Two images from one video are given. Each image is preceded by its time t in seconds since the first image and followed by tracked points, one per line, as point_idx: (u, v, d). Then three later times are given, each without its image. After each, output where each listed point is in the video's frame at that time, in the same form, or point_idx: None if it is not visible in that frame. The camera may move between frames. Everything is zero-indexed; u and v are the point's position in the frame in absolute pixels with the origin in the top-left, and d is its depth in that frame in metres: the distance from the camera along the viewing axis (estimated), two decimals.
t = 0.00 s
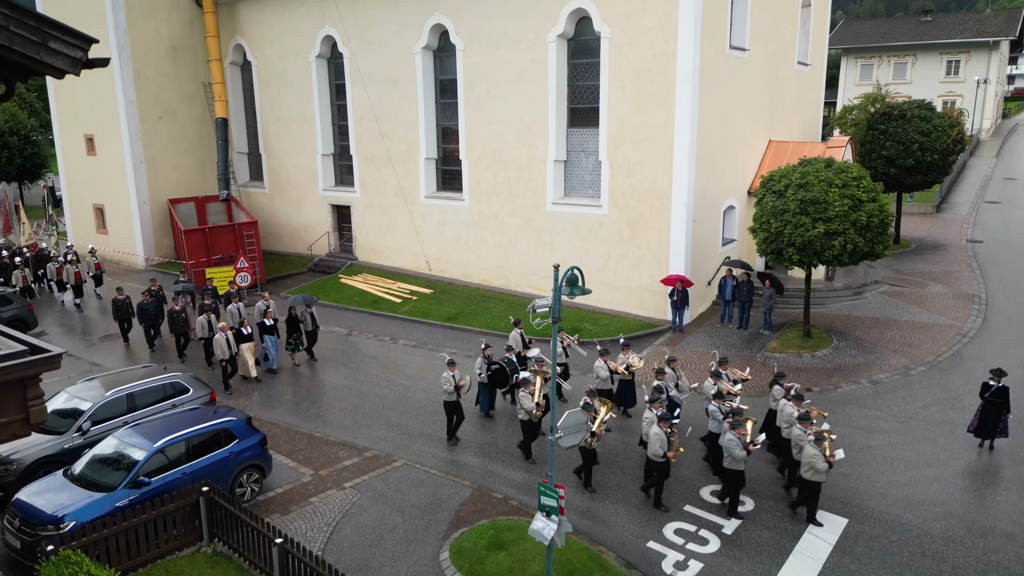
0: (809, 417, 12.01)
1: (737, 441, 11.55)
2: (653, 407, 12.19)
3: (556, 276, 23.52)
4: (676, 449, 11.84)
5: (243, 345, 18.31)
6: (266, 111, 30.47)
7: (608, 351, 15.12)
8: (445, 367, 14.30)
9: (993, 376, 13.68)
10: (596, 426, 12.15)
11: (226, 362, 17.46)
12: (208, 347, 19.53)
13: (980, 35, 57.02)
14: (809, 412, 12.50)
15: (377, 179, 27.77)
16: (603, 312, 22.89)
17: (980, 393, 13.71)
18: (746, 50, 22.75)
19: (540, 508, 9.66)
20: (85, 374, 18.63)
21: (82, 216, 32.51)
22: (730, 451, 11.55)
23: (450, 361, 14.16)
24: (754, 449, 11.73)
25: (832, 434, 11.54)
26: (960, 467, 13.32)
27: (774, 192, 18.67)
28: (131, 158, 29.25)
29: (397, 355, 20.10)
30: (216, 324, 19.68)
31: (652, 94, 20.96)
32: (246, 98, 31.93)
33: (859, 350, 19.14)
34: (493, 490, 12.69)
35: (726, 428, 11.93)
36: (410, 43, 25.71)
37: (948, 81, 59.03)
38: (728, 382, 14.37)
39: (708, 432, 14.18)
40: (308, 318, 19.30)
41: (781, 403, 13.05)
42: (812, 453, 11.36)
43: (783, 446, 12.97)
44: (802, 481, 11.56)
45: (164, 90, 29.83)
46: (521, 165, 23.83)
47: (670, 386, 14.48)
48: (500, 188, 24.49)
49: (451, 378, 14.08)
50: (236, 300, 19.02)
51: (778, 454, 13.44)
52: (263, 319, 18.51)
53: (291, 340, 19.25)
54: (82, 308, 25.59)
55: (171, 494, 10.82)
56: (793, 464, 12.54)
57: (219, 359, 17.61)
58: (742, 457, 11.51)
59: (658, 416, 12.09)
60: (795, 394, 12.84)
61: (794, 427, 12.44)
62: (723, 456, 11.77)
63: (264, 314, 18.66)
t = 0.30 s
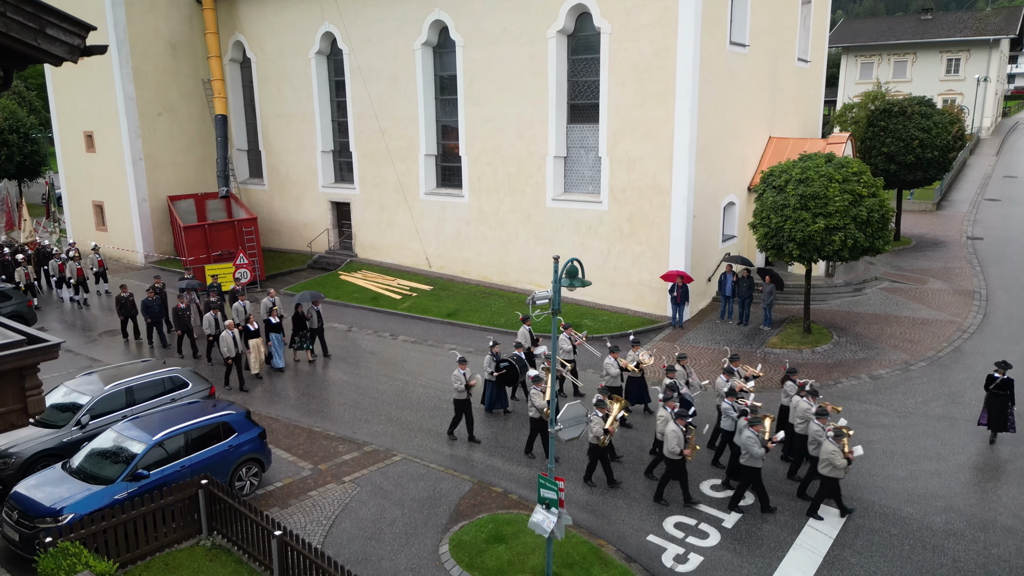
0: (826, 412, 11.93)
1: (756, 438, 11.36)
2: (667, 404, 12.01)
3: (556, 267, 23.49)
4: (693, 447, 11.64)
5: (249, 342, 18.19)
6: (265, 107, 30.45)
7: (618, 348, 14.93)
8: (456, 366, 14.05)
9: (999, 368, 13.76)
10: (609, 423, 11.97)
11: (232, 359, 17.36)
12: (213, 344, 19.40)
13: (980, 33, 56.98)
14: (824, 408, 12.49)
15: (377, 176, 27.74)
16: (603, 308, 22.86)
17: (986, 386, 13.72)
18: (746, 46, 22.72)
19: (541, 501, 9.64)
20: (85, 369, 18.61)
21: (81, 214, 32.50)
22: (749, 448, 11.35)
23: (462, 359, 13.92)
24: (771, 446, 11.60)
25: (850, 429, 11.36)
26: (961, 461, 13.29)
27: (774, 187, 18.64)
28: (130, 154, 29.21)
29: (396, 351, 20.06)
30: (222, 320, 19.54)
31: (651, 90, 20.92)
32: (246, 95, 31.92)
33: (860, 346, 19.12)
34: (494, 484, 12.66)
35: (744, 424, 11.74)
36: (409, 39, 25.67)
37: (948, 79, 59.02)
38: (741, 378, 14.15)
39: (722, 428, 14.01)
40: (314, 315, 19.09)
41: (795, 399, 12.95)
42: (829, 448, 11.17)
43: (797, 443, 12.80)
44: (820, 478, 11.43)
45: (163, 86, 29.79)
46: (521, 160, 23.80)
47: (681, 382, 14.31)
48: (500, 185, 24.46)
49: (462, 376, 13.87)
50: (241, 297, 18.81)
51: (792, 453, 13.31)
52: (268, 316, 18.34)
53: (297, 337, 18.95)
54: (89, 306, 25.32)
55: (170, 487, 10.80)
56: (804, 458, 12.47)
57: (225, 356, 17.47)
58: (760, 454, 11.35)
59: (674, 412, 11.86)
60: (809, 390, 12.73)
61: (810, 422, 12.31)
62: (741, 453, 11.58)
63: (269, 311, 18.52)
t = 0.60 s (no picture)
0: (843, 408, 11.98)
1: (774, 436, 11.51)
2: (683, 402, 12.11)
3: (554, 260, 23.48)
4: (711, 445, 11.71)
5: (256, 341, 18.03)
6: (265, 106, 30.43)
7: (629, 345, 15.00)
8: (466, 363, 14.12)
9: (1003, 360, 13.99)
10: (624, 422, 12.08)
11: (239, 358, 17.14)
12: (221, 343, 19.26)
13: (980, 32, 56.91)
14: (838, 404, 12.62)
15: (376, 174, 27.72)
16: (603, 306, 22.84)
17: (991, 377, 13.95)
18: (746, 43, 22.69)
19: (540, 497, 9.59)
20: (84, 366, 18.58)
21: (81, 212, 32.47)
22: (768, 446, 11.48)
23: (472, 356, 13.96)
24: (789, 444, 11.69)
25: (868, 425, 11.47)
26: (961, 458, 13.25)
27: (774, 184, 18.62)
28: (130, 152, 29.18)
29: (396, 348, 20.02)
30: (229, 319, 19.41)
31: (651, 87, 20.89)
32: (245, 93, 31.91)
33: (860, 343, 19.09)
34: (494, 480, 12.64)
35: (762, 422, 11.82)
36: (409, 37, 25.65)
37: (948, 79, 59.01)
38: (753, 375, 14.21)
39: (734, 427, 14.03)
40: (322, 314, 19.01)
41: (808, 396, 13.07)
42: (849, 444, 11.27)
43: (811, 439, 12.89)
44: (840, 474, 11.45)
45: (163, 84, 29.76)
46: (521, 158, 23.77)
47: (693, 380, 14.35)
48: (500, 182, 24.43)
49: (472, 374, 13.93)
50: (247, 295, 18.68)
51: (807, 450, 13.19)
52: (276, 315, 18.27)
53: (305, 336, 18.91)
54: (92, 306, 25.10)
55: (169, 483, 10.78)
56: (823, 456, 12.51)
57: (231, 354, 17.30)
58: (779, 452, 11.46)
59: (691, 411, 11.91)
60: (824, 387, 12.87)
61: (826, 418, 12.43)
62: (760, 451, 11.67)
63: (277, 309, 18.47)
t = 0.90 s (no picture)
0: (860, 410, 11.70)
1: (792, 438, 11.17)
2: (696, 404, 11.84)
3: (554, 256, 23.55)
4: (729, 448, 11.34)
5: (263, 341, 17.90)
6: (265, 105, 30.42)
7: (638, 346, 14.74)
8: (476, 365, 13.80)
9: (1009, 356, 13.99)
10: (638, 424, 11.75)
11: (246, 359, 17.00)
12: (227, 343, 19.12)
13: (980, 32, 56.86)
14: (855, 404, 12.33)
15: (376, 173, 27.71)
16: (603, 304, 22.82)
17: (995, 373, 14.00)
18: (746, 42, 22.67)
19: (540, 494, 9.56)
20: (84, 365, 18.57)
21: (81, 211, 32.45)
22: (786, 448, 11.15)
23: (482, 359, 13.67)
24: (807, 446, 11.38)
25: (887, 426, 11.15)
26: (961, 456, 13.24)
27: (774, 182, 18.59)
28: (129, 151, 29.16)
29: (396, 347, 20.00)
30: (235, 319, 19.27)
31: (651, 86, 20.87)
32: (245, 92, 31.91)
33: (860, 341, 19.08)
34: (493, 478, 12.62)
35: (779, 424, 11.50)
36: (408, 35, 25.65)
37: (948, 78, 58.98)
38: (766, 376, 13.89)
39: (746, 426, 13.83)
40: (329, 314, 18.82)
41: (822, 396, 12.79)
42: (868, 446, 10.94)
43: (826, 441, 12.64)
44: (857, 476, 11.20)
45: (162, 83, 29.74)
46: (521, 157, 23.76)
47: (704, 380, 14.03)
48: (499, 181, 24.41)
49: (483, 376, 13.57)
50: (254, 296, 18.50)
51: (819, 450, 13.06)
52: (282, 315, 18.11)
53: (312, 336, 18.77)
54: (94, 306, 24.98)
55: (168, 480, 10.77)
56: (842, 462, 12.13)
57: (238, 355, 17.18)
58: (797, 454, 11.14)
59: (707, 413, 11.57)
60: (839, 386, 12.59)
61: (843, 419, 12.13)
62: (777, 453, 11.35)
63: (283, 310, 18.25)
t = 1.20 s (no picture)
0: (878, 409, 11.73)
1: (811, 438, 11.19)
2: (710, 407, 11.99)
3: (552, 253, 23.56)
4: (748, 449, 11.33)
5: (269, 341, 17.70)
6: (264, 104, 30.41)
7: (648, 346, 14.76)
8: (485, 366, 13.69)
9: (1014, 351, 13.98)
10: (654, 426, 11.79)
11: (252, 358, 16.83)
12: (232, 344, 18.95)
13: (980, 31, 56.79)
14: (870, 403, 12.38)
15: (376, 172, 27.71)
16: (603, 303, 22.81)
17: (1002, 368, 14.02)
18: (746, 40, 22.66)
19: (539, 491, 9.55)
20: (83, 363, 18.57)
21: (80, 209, 32.47)
22: (805, 448, 11.13)
23: (491, 359, 13.50)
24: (826, 447, 11.36)
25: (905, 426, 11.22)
26: (961, 454, 13.22)
27: (774, 180, 18.60)
28: (129, 150, 29.15)
29: (396, 346, 19.98)
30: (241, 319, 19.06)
31: (651, 84, 20.86)
32: (244, 91, 31.92)
33: (859, 340, 19.07)
34: (492, 476, 12.61)
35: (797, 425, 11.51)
36: (408, 34, 25.63)
37: (948, 77, 58.93)
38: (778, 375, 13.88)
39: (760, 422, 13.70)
40: (335, 314, 18.69)
41: (837, 395, 12.82)
42: (889, 447, 10.92)
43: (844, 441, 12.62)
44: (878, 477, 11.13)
45: (162, 82, 29.73)
46: (520, 155, 23.75)
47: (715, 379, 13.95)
48: (499, 179, 24.40)
49: (493, 376, 13.45)
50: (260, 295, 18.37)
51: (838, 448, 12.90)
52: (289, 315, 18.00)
53: (318, 337, 18.61)
54: (97, 305, 24.88)
55: (167, 477, 10.76)
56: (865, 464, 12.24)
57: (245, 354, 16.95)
58: (816, 455, 11.12)
59: (727, 414, 11.52)
60: (855, 386, 12.66)
61: (859, 418, 12.19)
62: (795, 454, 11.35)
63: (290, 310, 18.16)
